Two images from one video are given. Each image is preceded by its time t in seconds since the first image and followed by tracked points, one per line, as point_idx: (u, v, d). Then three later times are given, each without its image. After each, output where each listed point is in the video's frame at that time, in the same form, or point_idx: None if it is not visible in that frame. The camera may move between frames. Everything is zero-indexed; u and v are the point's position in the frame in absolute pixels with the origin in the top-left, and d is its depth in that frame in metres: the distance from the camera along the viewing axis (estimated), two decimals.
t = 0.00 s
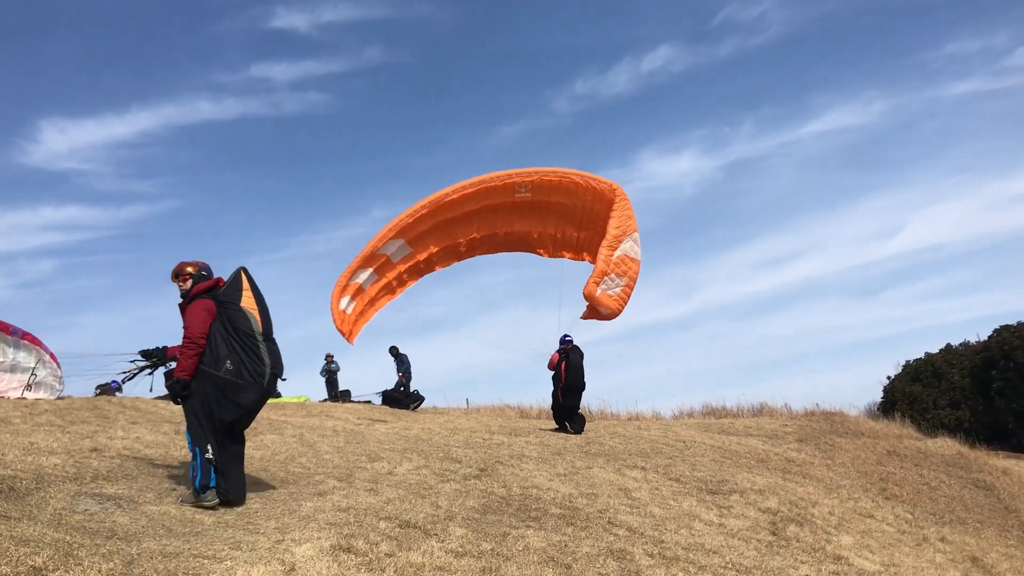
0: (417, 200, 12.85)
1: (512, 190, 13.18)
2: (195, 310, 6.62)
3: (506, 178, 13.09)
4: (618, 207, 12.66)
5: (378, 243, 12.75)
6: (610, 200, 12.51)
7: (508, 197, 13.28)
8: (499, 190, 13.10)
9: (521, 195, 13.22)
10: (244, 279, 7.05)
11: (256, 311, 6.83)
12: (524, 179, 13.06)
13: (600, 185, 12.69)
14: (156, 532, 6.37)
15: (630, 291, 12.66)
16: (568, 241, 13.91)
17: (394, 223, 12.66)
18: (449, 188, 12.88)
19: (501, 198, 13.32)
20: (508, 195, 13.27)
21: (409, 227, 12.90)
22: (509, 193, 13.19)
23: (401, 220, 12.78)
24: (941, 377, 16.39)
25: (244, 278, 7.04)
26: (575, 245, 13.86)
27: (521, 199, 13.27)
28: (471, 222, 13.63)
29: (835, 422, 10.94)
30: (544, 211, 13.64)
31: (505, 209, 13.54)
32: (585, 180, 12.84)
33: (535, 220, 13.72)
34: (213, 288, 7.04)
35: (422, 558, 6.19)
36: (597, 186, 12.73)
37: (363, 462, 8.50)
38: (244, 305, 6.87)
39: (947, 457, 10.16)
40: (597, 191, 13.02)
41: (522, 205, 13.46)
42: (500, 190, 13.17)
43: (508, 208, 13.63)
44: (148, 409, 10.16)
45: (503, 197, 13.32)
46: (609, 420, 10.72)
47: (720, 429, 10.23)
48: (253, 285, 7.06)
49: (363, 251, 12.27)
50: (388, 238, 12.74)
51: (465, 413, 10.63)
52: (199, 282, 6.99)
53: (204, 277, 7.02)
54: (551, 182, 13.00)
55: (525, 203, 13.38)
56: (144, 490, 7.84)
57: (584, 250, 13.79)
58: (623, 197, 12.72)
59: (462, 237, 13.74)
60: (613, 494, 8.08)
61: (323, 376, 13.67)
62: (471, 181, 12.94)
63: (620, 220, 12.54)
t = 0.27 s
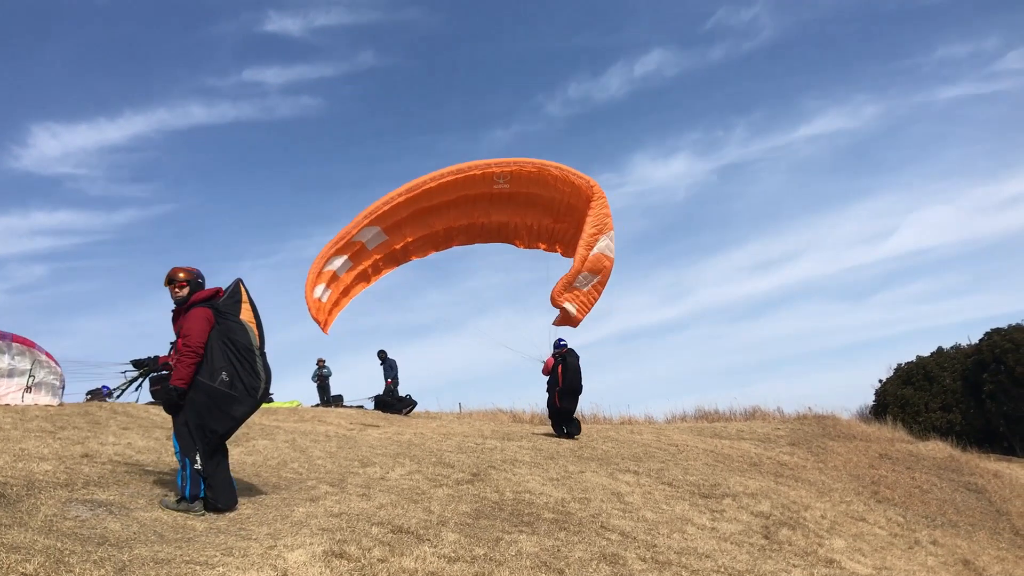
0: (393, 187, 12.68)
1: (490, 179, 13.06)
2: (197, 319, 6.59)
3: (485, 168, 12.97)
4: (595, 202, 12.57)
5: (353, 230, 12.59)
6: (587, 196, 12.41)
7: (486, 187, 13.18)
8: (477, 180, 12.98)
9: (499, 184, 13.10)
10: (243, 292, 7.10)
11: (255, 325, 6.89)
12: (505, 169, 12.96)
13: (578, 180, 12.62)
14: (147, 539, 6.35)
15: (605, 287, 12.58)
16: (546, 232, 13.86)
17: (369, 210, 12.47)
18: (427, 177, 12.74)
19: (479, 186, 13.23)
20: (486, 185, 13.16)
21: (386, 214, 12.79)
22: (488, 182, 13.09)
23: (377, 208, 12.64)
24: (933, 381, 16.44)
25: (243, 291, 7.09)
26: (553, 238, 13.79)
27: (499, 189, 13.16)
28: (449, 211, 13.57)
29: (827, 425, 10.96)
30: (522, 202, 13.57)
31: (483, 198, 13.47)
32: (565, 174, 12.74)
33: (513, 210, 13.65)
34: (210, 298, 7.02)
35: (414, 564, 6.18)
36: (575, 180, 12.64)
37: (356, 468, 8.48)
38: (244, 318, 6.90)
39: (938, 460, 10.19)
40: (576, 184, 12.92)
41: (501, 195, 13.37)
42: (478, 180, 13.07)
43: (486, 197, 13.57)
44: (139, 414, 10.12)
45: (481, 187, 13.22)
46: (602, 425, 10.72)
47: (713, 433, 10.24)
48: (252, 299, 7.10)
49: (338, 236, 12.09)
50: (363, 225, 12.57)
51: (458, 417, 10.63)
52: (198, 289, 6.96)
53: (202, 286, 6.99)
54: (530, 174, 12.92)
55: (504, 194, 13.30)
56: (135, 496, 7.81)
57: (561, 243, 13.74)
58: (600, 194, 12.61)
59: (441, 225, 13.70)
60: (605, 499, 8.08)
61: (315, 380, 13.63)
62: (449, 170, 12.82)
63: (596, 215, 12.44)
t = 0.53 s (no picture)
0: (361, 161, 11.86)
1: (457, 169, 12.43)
2: (187, 326, 6.57)
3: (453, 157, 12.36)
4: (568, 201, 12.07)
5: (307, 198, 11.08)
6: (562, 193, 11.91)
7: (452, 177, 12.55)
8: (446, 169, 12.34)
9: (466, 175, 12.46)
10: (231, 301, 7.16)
11: (244, 333, 6.95)
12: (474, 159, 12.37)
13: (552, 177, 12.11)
14: (142, 548, 6.33)
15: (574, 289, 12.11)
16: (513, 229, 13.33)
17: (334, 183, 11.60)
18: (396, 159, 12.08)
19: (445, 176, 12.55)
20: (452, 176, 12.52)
21: (347, 187, 11.66)
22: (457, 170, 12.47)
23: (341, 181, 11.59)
24: (928, 386, 16.46)
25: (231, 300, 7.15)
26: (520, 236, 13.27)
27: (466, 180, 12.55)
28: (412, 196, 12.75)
29: (823, 432, 10.96)
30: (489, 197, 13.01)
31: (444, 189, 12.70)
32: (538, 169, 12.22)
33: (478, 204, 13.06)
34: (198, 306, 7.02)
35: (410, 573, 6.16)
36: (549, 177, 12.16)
37: (351, 476, 8.46)
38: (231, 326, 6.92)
39: (934, 466, 10.19)
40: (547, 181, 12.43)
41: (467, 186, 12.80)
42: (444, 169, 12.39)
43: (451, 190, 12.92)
44: (134, 423, 10.08)
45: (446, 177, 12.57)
46: (599, 432, 10.70)
47: (709, 440, 10.23)
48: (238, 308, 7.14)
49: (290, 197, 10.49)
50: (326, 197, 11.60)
51: (453, 425, 10.62)
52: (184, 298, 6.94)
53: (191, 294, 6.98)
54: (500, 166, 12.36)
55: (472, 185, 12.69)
56: (130, 506, 7.79)
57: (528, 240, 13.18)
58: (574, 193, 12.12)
59: (403, 211, 12.74)
60: (602, 506, 8.07)
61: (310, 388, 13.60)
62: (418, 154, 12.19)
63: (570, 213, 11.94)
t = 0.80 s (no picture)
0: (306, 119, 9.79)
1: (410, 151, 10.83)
2: (173, 340, 6.55)
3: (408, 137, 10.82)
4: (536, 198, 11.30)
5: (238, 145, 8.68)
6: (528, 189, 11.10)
7: (404, 163, 11.19)
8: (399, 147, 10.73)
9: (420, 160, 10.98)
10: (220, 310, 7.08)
11: (232, 343, 6.87)
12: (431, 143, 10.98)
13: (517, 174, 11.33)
14: (143, 563, 6.32)
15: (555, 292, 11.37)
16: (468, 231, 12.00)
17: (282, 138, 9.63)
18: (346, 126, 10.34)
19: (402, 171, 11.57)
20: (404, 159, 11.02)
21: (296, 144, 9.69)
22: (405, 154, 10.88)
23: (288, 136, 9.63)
24: (927, 395, 16.45)
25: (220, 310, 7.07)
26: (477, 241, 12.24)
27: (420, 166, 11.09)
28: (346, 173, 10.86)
29: (823, 441, 10.97)
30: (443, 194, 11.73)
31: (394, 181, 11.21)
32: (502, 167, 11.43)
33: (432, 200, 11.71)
34: (188, 319, 7.00)
35: None
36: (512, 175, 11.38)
37: (351, 489, 8.45)
38: (221, 338, 6.87)
39: (935, 475, 10.19)
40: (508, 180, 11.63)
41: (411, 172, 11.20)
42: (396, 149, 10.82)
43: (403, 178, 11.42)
44: (133, 437, 10.08)
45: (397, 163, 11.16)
46: (598, 442, 10.71)
47: (709, 450, 10.23)
48: (229, 318, 7.08)
49: (254, 144, 8.98)
50: (280, 152, 9.68)
51: (453, 436, 10.62)
52: (174, 312, 6.93)
53: (180, 307, 6.97)
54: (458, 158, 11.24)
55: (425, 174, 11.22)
56: (130, 520, 7.79)
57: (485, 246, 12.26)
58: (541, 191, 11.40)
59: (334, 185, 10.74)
60: (602, 518, 8.06)
61: (310, 400, 13.59)
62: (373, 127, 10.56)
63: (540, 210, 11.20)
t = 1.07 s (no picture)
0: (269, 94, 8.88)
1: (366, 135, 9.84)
2: (165, 362, 6.57)
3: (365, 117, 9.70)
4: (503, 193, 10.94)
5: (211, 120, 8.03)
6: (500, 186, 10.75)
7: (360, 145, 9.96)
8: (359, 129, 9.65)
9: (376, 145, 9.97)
10: (214, 326, 6.93)
11: (226, 361, 6.74)
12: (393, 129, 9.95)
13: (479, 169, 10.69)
14: None
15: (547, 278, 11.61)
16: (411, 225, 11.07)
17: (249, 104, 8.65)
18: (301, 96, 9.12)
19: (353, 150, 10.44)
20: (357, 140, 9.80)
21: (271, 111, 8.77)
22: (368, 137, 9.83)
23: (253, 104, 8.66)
24: (931, 408, 16.42)
25: (214, 325, 6.93)
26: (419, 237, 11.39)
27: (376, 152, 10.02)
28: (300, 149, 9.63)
29: (827, 455, 10.95)
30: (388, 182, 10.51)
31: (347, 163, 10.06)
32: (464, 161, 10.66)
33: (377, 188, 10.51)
34: (185, 338, 6.98)
35: None
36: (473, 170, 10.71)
37: (355, 507, 8.45)
38: (215, 355, 6.77)
39: (940, 489, 10.16)
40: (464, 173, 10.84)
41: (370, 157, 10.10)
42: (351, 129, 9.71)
43: (347, 159, 10.17)
44: (137, 456, 10.08)
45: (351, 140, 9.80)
46: (602, 458, 10.69)
47: (713, 465, 10.21)
48: (225, 334, 6.93)
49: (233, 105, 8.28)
50: (254, 118, 8.64)
51: (456, 453, 10.62)
52: (174, 331, 6.94)
53: (177, 328, 6.97)
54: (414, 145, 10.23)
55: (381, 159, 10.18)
56: (134, 540, 7.78)
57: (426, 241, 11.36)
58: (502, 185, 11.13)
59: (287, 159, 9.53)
60: (606, 535, 8.05)
61: (313, 417, 13.60)
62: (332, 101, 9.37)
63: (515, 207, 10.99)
